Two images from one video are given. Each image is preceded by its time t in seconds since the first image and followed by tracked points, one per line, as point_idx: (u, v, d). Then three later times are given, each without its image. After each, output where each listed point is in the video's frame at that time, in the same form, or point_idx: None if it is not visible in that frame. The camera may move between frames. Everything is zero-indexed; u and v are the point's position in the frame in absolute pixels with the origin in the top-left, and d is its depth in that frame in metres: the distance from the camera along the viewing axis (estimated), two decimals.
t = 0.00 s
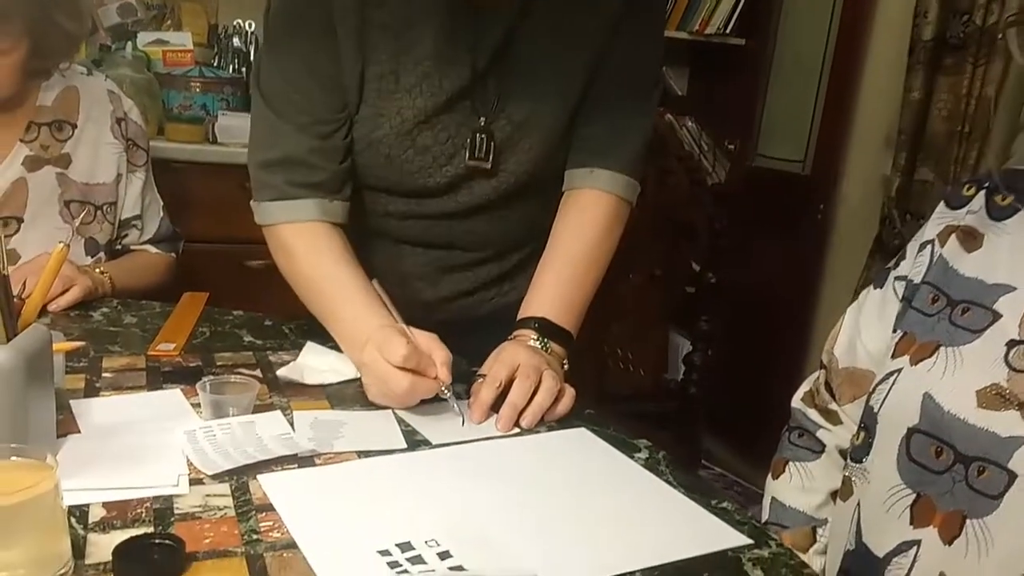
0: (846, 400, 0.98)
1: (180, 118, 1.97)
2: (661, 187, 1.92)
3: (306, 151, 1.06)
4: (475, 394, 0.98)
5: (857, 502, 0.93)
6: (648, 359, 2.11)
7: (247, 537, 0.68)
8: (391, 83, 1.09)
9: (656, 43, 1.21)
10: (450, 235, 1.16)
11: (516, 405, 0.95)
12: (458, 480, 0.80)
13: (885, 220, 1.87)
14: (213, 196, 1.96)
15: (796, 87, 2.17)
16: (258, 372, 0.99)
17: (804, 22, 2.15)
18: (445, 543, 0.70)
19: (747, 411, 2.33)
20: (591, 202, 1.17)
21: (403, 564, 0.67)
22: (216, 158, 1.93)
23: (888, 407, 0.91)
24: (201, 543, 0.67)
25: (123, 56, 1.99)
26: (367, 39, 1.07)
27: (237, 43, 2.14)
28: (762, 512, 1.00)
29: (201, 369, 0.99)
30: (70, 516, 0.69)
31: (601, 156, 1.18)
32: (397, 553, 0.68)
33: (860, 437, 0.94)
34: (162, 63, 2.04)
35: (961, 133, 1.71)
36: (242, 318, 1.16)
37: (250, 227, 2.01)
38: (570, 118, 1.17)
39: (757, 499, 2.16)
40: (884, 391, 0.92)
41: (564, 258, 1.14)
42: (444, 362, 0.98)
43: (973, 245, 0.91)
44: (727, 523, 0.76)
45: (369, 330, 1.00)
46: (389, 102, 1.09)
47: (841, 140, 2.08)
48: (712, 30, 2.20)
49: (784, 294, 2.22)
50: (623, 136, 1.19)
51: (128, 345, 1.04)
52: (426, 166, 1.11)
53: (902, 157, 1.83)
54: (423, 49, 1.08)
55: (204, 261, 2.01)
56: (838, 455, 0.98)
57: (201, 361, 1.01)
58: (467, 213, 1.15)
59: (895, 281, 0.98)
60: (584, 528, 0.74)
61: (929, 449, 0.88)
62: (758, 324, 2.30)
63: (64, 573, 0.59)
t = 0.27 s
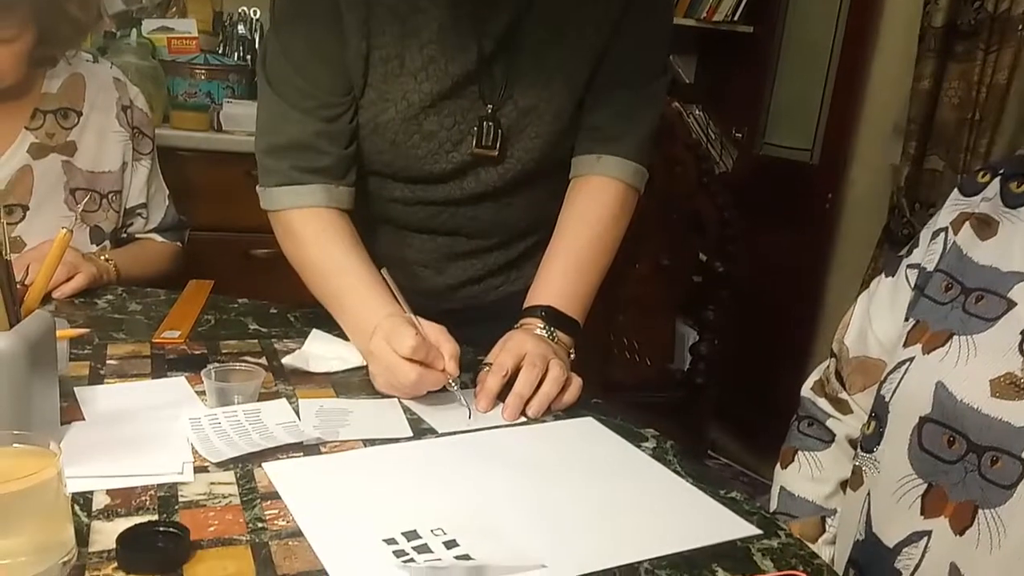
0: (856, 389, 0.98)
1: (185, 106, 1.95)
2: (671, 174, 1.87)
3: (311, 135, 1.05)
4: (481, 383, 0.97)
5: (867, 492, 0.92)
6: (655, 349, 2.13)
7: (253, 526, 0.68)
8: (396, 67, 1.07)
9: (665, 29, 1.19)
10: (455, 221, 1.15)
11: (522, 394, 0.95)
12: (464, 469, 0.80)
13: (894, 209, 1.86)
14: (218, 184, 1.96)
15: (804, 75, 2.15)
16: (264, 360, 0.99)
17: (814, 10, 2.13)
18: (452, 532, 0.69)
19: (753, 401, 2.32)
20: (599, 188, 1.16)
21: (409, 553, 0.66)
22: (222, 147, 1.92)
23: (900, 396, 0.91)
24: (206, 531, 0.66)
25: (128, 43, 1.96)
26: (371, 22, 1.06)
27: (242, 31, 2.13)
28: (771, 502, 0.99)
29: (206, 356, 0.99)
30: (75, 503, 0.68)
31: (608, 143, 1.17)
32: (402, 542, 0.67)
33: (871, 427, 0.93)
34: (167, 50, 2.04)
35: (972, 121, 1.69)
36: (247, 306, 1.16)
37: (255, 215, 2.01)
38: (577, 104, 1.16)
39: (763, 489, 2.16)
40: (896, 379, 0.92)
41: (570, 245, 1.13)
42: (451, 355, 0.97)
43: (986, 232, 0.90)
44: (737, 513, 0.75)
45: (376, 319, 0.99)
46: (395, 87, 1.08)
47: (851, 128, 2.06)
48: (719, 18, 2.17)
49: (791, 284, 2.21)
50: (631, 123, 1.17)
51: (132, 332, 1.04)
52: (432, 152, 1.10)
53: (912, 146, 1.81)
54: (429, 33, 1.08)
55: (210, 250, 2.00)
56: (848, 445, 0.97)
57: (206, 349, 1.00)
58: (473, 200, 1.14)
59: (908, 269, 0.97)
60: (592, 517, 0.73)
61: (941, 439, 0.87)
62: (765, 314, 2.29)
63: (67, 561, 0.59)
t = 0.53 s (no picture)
0: (861, 383, 0.98)
1: (188, 97, 1.95)
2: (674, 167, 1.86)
3: (315, 125, 1.04)
4: (484, 375, 0.96)
5: (870, 487, 0.92)
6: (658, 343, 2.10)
7: (255, 517, 0.67)
8: (400, 56, 1.07)
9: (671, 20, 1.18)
10: (459, 213, 1.15)
11: (525, 387, 0.94)
12: (467, 461, 0.79)
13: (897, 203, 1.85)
14: (221, 175, 1.95)
15: (808, 68, 2.14)
16: (266, 351, 0.99)
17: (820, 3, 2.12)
18: (455, 524, 0.69)
19: (756, 395, 2.32)
20: (603, 181, 1.15)
21: (412, 545, 0.66)
22: (226, 139, 1.92)
23: (905, 391, 0.91)
24: (208, 523, 0.66)
25: (130, 34, 1.95)
26: (376, 12, 1.05)
27: (245, 22, 2.12)
28: (774, 495, 0.99)
29: (209, 347, 0.99)
30: (76, 494, 0.68)
31: (613, 135, 1.16)
32: (406, 534, 0.67)
33: (875, 421, 0.93)
34: (170, 42, 2.02)
35: (976, 115, 1.68)
36: (250, 297, 1.15)
37: (258, 207, 2.00)
38: (581, 95, 1.16)
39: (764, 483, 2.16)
40: (902, 374, 0.92)
41: (574, 237, 1.12)
42: (455, 348, 0.96)
43: (994, 226, 0.90)
44: (742, 507, 0.75)
45: (380, 312, 0.99)
46: (399, 76, 1.07)
47: (855, 122, 2.05)
48: (722, 11, 2.14)
49: (794, 278, 2.20)
50: (636, 115, 1.17)
51: (135, 323, 1.04)
52: (436, 142, 1.10)
53: (915, 139, 1.80)
54: (434, 22, 1.07)
55: (213, 241, 2.00)
56: (852, 439, 0.97)
57: (209, 340, 1.00)
58: (477, 191, 1.13)
59: (914, 263, 0.97)
60: (596, 511, 0.73)
61: (946, 434, 0.87)
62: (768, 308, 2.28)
63: (68, 552, 0.59)
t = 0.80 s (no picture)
0: (868, 386, 0.98)
1: (193, 97, 1.95)
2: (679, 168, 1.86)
3: (320, 124, 1.04)
4: (490, 375, 0.96)
5: (878, 490, 0.92)
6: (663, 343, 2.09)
7: (262, 519, 0.67)
8: (405, 55, 1.07)
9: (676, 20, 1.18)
10: (463, 213, 1.15)
11: (531, 388, 0.94)
12: (473, 463, 0.79)
13: (903, 204, 1.85)
14: (225, 175, 1.95)
15: (812, 68, 2.13)
16: (272, 351, 0.98)
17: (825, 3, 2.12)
18: (462, 527, 0.69)
19: (761, 396, 2.31)
20: (609, 182, 1.15)
21: (420, 548, 0.65)
22: (232, 139, 1.92)
23: (912, 395, 0.90)
24: (215, 524, 0.66)
25: (137, 34, 1.94)
26: (382, 11, 1.05)
27: (250, 22, 2.12)
28: (779, 498, 0.99)
29: (214, 347, 0.98)
30: (82, 496, 0.68)
31: (619, 135, 1.16)
32: (413, 536, 0.67)
33: (882, 425, 0.93)
34: (175, 42, 2.01)
35: (982, 116, 1.68)
36: (255, 297, 1.15)
37: (263, 207, 2.00)
38: (586, 95, 1.15)
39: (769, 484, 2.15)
40: (909, 377, 0.91)
41: (580, 238, 1.12)
42: (461, 350, 0.96)
43: (1003, 230, 0.90)
44: (749, 511, 0.75)
45: (386, 314, 0.99)
46: (404, 76, 1.07)
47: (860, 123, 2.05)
48: (727, 12, 2.14)
49: (799, 278, 2.20)
50: (641, 115, 1.17)
51: (140, 323, 1.04)
52: (441, 142, 1.09)
53: (921, 141, 1.80)
54: (440, 22, 1.07)
55: (218, 241, 2.00)
56: (859, 442, 0.97)
57: (214, 340, 1.00)
58: (482, 191, 1.13)
59: (920, 267, 0.96)
60: (604, 514, 0.73)
61: (954, 438, 0.87)
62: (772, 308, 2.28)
63: (75, 554, 0.59)
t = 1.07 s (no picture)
0: (882, 379, 0.97)
1: (196, 88, 1.94)
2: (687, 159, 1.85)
3: (326, 113, 1.03)
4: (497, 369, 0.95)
5: (891, 485, 0.90)
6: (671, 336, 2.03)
7: (267, 514, 0.66)
8: (412, 44, 1.05)
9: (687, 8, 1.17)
10: (470, 204, 1.13)
11: (540, 380, 0.93)
12: (481, 458, 0.78)
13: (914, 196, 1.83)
14: (229, 166, 1.94)
15: (822, 58, 2.11)
16: (277, 344, 0.97)
17: None
18: (471, 522, 0.67)
19: (768, 389, 2.30)
20: (618, 172, 1.14)
21: (427, 544, 0.64)
22: (237, 130, 1.91)
23: (926, 388, 0.89)
24: (220, 519, 0.65)
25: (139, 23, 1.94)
26: None
27: (254, 12, 2.10)
28: (792, 494, 0.98)
29: (219, 340, 0.97)
30: (85, 490, 0.67)
31: (628, 124, 1.15)
32: (421, 532, 0.66)
33: (896, 419, 0.91)
34: (178, 31, 2.02)
35: (996, 107, 1.66)
36: (260, 289, 1.14)
37: (268, 199, 1.99)
38: (595, 84, 1.14)
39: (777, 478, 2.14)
40: (924, 370, 0.90)
41: (588, 229, 1.11)
42: (469, 344, 0.95)
43: (1019, 220, 0.88)
44: (763, 506, 0.74)
45: (393, 307, 0.97)
46: (411, 64, 1.06)
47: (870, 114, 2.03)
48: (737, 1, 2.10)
49: (808, 271, 2.18)
50: (651, 105, 1.15)
51: (144, 315, 1.02)
52: (448, 132, 1.08)
53: (933, 132, 1.79)
54: (447, 10, 1.06)
55: (223, 233, 1.99)
56: (872, 436, 0.96)
57: (219, 333, 0.99)
58: (489, 182, 1.12)
59: (937, 258, 0.96)
60: (615, 510, 0.72)
61: (969, 432, 0.85)
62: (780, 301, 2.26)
63: (78, 548, 0.58)
